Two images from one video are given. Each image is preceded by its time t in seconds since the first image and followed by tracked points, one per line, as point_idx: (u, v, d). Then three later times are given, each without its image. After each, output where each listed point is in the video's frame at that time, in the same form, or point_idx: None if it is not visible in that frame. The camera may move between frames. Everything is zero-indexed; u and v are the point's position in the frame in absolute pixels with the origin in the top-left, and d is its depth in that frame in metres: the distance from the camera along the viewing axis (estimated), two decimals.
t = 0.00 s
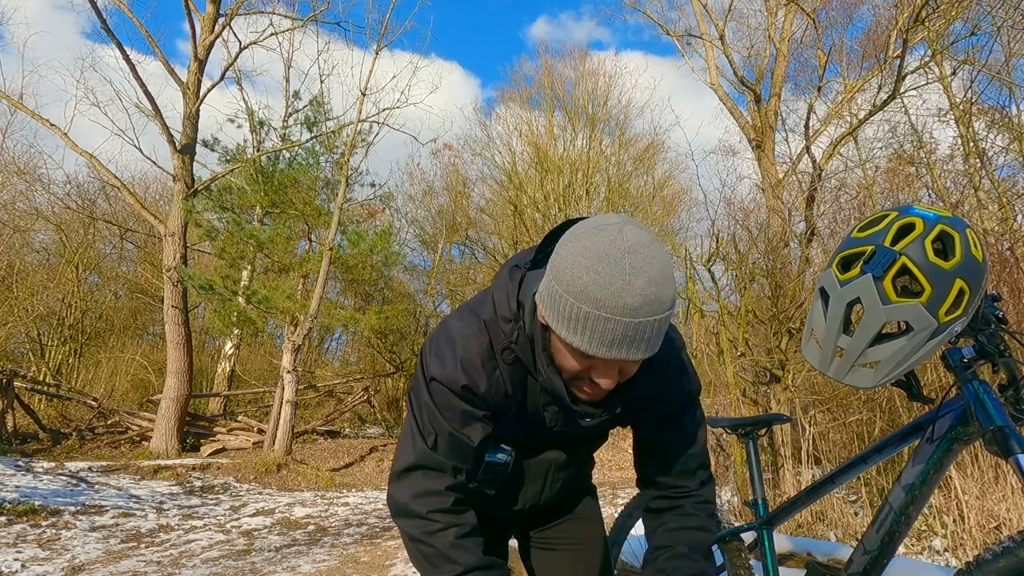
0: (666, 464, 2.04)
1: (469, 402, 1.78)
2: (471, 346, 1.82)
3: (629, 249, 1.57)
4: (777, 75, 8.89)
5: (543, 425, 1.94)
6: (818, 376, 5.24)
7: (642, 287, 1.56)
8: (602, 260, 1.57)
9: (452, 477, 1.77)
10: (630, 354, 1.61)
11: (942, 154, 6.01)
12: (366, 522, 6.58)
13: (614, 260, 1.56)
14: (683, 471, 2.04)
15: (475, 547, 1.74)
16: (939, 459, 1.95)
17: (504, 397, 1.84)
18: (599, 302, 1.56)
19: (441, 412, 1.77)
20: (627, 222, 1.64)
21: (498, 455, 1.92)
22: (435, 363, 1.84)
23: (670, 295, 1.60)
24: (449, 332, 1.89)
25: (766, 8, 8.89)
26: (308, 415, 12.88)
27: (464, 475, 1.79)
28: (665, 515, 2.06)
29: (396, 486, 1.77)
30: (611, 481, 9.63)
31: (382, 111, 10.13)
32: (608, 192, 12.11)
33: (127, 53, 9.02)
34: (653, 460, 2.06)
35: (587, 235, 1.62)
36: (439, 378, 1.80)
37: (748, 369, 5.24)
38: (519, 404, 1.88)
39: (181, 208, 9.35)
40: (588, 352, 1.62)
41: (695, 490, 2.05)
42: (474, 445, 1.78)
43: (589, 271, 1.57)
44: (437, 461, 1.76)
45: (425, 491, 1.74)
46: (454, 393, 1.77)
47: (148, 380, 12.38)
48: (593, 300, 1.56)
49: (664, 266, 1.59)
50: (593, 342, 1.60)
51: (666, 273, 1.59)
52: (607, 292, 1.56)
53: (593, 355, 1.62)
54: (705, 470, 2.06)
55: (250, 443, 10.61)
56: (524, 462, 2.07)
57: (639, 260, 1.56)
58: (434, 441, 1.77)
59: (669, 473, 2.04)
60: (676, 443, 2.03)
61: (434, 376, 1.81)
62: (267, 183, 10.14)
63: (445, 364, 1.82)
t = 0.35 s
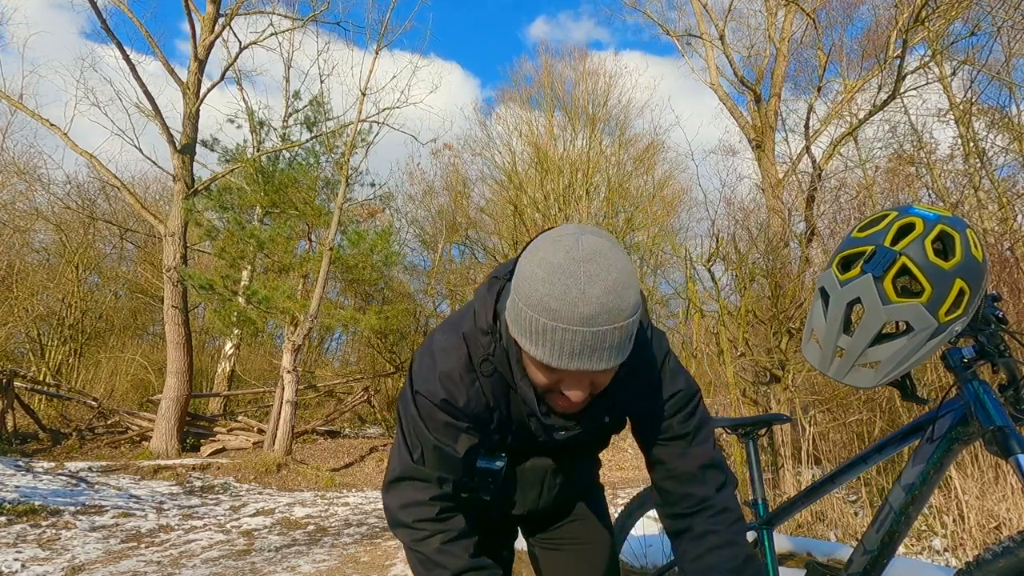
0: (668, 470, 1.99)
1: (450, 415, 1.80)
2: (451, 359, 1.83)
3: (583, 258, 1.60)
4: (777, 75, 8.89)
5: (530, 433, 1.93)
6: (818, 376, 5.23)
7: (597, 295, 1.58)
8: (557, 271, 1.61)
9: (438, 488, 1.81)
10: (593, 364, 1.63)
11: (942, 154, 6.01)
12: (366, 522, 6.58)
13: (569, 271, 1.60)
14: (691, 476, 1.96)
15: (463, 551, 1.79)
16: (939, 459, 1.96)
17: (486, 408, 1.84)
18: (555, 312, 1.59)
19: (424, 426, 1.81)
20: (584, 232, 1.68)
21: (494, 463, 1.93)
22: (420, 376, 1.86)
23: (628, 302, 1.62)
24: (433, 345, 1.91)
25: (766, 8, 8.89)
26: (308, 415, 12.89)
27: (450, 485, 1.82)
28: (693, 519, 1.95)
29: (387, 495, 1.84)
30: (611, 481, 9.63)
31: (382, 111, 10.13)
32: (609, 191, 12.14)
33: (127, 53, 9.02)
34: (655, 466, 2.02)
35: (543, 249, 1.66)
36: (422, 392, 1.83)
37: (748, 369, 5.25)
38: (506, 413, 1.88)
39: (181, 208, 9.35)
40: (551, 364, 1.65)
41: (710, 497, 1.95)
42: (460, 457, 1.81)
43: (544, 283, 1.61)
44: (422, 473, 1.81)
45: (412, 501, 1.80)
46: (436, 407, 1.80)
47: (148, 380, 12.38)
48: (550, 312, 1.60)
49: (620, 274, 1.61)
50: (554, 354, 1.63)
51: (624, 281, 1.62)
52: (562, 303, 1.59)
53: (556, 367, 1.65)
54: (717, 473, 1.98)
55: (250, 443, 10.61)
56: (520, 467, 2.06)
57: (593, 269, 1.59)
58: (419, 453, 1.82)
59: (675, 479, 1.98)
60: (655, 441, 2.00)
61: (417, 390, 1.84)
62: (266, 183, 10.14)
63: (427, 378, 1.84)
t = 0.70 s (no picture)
0: (629, 526, 1.89)
1: (436, 446, 1.80)
2: (435, 394, 1.83)
3: (546, 317, 1.58)
4: (777, 75, 8.88)
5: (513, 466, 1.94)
6: (818, 376, 5.23)
7: (561, 358, 1.55)
8: (519, 332, 1.58)
9: (428, 516, 1.80)
10: (564, 428, 1.62)
11: (942, 154, 5.99)
12: (366, 522, 6.58)
13: (532, 332, 1.57)
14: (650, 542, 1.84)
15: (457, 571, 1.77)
16: (939, 459, 1.95)
17: (470, 443, 1.85)
18: (517, 378, 1.57)
19: (411, 457, 1.81)
20: (549, 286, 1.65)
21: (486, 487, 1.98)
22: (407, 409, 1.87)
23: (596, 362, 1.59)
24: (422, 374, 1.92)
25: (766, 8, 8.89)
26: (308, 415, 12.89)
27: (440, 513, 1.82)
28: None
29: (378, 524, 1.84)
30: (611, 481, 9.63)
31: (382, 111, 10.12)
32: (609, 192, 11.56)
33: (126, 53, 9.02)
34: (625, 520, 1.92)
35: (508, 308, 1.63)
36: (407, 424, 1.84)
37: (748, 369, 5.25)
38: (492, 445, 1.88)
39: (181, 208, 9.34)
40: (522, 429, 1.64)
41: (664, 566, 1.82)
42: (448, 484, 1.81)
43: (508, 346, 1.59)
44: (411, 501, 1.81)
45: (403, 529, 1.79)
46: (421, 438, 1.81)
47: (148, 380, 12.37)
48: (514, 378, 1.58)
49: (586, 334, 1.59)
50: (523, 420, 1.62)
51: (590, 341, 1.59)
52: (524, 367, 1.57)
53: (528, 432, 1.63)
54: (681, 542, 1.83)
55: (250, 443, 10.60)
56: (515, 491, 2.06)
57: (557, 329, 1.57)
58: (407, 483, 1.82)
59: (632, 538, 1.87)
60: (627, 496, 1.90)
61: (404, 423, 1.85)
62: (266, 183, 10.12)
63: (414, 410, 1.85)
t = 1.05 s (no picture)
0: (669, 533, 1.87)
1: (440, 473, 1.76)
2: (440, 420, 1.80)
3: (550, 368, 1.49)
4: (777, 75, 8.88)
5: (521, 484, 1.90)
6: (818, 376, 5.22)
7: (566, 413, 1.47)
8: (521, 383, 1.50)
9: (433, 546, 1.77)
10: (570, 477, 1.55)
11: (942, 154, 5.99)
12: (366, 522, 6.58)
13: (535, 383, 1.48)
14: (695, 540, 1.83)
15: None
16: (939, 459, 1.95)
17: (478, 469, 1.80)
18: (521, 432, 1.50)
19: (414, 487, 1.77)
20: (555, 328, 1.55)
21: (490, 500, 1.92)
22: (408, 435, 1.84)
23: (604, 413, 1.50)
24: (423, 400, 1.90)
25: (766, 8, 8.89)
26: (308, 415, 12.89)
27: (447, 543, 1.77)
28: None
29: (379, 558, 1.78)
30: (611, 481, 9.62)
31: (382, 111, 10.12)
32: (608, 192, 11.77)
33: (127, 54, 9.03)
34: (661, 524, 1.89)
35: (511, 352, 1.55)
36: (410, 452, 1.80)
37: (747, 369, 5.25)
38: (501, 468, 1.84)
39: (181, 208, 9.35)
40: (528, 477, 1.58)
41: (715, 562, 1.82)
42: (455, 511, 1.77)
43: (510, 398, 1.51)
44: (416, 533, 1.77)
45: (404, 561, 1.75)
46: (426, 466, 1.77)
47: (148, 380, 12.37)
48: (517, 430, 1.51)
49: (593, 385, 1.49)
50: (528, 469, 1.55)
51: (596, 391, 1.49)
52: (527, 422, 1.49)
53: (534, 480, 1.57)
54: (724, 535, 1.83)
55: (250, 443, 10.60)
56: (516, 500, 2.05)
57: (562, 381, 1.48)
58: (411, 514, 1.78)
59: (681, 542, 1.85)
60: (659, 503, 1.87)
61: (406, 450, 1.82)
62: (266, 183, 10.12)
63: (417, 436, 1.81)
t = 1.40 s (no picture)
0: (678, 531, 1.87)
1: (449, 473, 1.76)
2: (451, 419, 1.79)
3: (577, 388, 1.47)
4: (777, 75, 8.87)
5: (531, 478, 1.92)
6: (818, 376, 5.22)
7: (593, 434, 1.47)
8: (547, 402, 1.49)
9: (442, 546, 1.77)
10: (591, 492, 1.56)
11: (942, 154, 5.99)
12: (366, 522, 6.58)
13: (561, 403, 1.47)
14: (704, 539, 1.83)
15: None
16: (939, 459, 1.95)
17: (488, 468, 1.81)
18: (546, 450, 1.50)
19: (424, 486, 1.77)
20: (581, 344, 1.53)
21: (495, 500, 1.90)
22: (418, 433, 1.84)
23: (630, 432, 1.50)
24: (433, 398, 1.89)
25: (766, 8, 8.89)
26: (308, 415, 12.90)
27: (455, 543, 1.77)
28: None
29: (386, 557, 1.78)
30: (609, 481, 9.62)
31: (382, 111, 10.11)
32: (608, 192, 11.76)
33: (127, 54, 9.06)
34: (669, 524, 1.89)
35: (537, 368, 1.53)
36: (421, 450, 1.80)
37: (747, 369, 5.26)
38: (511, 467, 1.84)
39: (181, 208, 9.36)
40: (546, 490, 1.57)
41: (723, 560, 1.83)
42: (464, 510, 1.77)
43: (536, 417, 1.50)
44: (425, 533, 1.76)
45: (411, 561, 1.75)
46: (437, 465, 1.77)
47: (148, 380, 12.38)
48: (542, 448, 1.51)
49: (620, 405, 1.49)
50: (549, 484, 1.55)
51: (623, 412, 1.49)
52: (552, 440, 1.49)
53: (554, 493, 1.57)
54: (731, 533, 1.85)
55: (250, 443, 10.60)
56: (521, 499, 2.04)
57: (590, 401, 1.47)
58: (419, 513, 1.77)
59: (689, 541, 1.85)
60: (668, 504, 1.87)
61: (416, 448, 1.81)
62: (266, 183, 10.13)
63: (426, 435, 1.81)
